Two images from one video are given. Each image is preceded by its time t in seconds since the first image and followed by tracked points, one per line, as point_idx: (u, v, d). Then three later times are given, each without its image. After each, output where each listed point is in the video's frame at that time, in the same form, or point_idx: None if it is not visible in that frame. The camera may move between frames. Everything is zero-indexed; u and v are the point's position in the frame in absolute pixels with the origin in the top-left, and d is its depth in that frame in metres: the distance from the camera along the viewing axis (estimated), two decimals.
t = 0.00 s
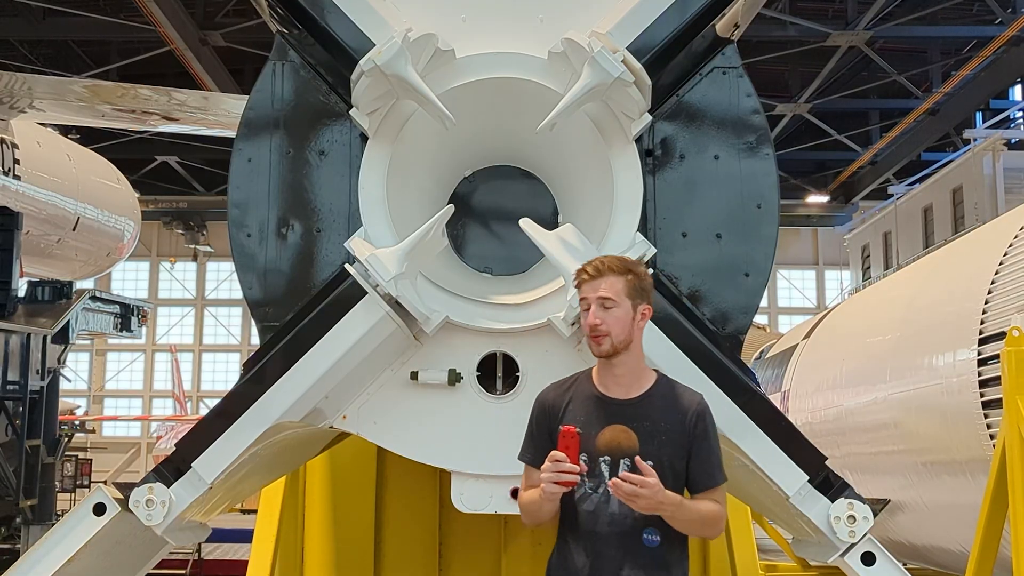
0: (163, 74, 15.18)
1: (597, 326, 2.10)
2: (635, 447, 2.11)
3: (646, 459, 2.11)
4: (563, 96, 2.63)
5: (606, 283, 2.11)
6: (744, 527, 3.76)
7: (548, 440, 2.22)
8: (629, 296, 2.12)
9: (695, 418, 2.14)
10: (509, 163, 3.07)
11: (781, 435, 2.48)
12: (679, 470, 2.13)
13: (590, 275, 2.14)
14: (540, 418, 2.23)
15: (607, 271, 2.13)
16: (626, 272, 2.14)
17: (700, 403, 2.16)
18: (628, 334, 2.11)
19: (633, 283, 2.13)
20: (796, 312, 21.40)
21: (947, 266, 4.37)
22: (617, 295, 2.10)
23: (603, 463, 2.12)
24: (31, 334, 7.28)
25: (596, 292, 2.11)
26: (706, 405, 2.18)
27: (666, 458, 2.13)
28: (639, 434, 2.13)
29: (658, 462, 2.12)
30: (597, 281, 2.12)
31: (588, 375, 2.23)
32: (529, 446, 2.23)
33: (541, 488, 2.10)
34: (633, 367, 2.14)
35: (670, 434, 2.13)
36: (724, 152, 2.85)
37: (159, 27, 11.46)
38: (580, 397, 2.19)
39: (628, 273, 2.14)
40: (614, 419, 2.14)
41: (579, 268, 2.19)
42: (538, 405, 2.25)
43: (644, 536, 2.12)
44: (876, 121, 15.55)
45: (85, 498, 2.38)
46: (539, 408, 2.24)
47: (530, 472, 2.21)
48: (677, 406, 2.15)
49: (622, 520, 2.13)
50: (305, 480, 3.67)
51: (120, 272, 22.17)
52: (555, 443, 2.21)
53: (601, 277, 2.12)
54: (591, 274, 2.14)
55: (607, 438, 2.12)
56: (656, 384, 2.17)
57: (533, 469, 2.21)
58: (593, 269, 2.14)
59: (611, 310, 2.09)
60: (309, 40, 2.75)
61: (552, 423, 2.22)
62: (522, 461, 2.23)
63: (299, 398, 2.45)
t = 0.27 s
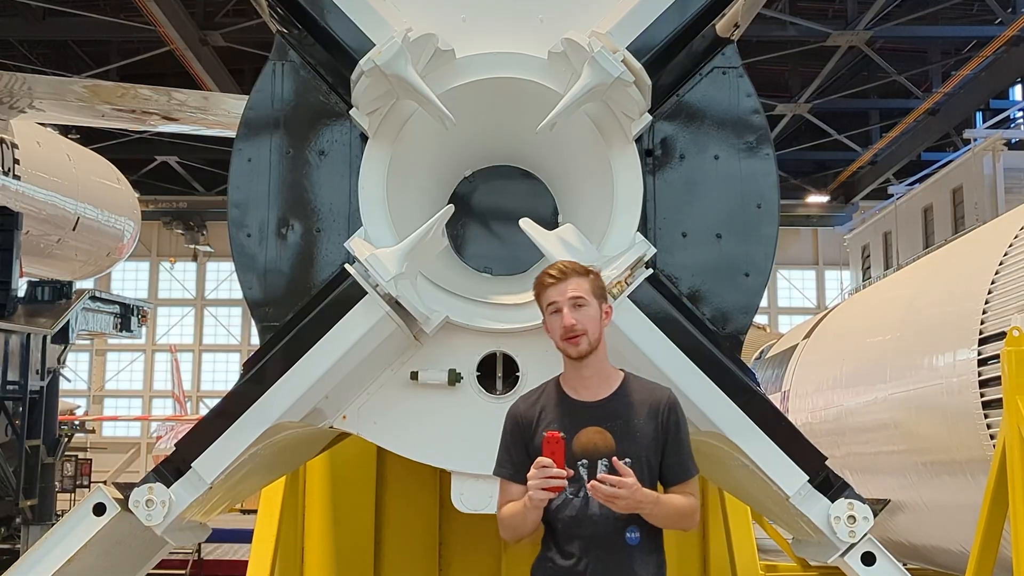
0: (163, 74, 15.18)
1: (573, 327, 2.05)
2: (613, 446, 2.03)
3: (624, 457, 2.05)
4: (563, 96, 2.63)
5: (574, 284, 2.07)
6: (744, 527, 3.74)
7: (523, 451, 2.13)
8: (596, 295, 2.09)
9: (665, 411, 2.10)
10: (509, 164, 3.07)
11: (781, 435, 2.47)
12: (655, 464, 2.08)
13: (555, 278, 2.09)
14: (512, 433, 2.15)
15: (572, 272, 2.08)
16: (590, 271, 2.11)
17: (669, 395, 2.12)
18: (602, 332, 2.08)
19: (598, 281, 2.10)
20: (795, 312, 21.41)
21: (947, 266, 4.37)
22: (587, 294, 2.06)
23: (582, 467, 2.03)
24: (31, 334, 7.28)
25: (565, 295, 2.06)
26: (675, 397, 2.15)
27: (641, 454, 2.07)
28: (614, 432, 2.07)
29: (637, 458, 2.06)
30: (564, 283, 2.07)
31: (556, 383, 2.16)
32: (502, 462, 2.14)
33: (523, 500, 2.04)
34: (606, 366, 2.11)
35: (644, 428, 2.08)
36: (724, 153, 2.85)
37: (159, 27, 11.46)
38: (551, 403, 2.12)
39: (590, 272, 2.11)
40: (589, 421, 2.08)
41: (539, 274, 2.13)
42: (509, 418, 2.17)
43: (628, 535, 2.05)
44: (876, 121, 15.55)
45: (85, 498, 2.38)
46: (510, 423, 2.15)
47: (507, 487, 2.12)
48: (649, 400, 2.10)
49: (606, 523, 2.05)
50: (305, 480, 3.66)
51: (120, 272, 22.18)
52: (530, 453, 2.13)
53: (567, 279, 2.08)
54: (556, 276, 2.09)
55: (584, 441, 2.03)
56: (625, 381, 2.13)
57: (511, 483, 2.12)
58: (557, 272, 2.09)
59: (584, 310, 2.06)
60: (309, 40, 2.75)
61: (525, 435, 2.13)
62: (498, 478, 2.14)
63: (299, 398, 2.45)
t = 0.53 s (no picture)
0: (163, 74, 15.18)
1: (552, 331, 2.05)
2: (605, 445, 2.06)
3: (619, 455, 2.05)
4: (563, 96, 2.63)
5: (550, 287, 2.07)
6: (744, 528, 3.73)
7: (516, 452, 2.13)
8: (575, 295, 2.09)
9: (658, 409, 2.11)
10: (509, 164, 3.07)
11: (781, 435, 2.48)
12: (649, 462, 2.08)
13: (532, 284, 2.10)
14: (505, 435, 2.14)
15: (548, 277, 2.09)
16: (567, 272, 2.11)
17: (661, 393, 2.12)
18: (583, 332, 2.08)
19: (574, 282, 2.10)
20: (795, 312, 21.41)
21: (947, 266, 4.37)
22: (564, 296, 2.06)
23: (575, 466, 2.05)
24: (31, 334, 7.28)
25: (542, 299, 2.07)
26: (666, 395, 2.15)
27: (636, 454, 2.07)
28: (607, 430, 2.07)
29: (630, 456, 2.06)
30: (541, 288, 2.08)
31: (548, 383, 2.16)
32: (495, 463, 2.14)
33: (516, 501, 2.03)
34: (593, 364, 2.10)
35: (638, 427, 2.08)
36: (724, 152, 2.85)
37: (159, 27, 11.46)
38: (544, 403, 2.12)
39: (566, 274, 2.11)
40: (582, 420, 2.08)
41: (518, 282, 2.14)
42: (501, 420, 2.16)
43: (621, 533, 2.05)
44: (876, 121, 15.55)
45: (85, 498, 2.38)
46: (503, 425, 2.15)
47: (500, 490, 2.11)
48: (641, 399, 2.11)
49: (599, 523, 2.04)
50: (305, 479, 3.67)
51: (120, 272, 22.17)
52: (523, 454, 2.12)
53: (544, 283, 2.08)
54: (533, 282, 2.10)
55: (577, 439, 2.06)
56: (616, 381, 2.13)
57: (504, 486, 2.11)
58: (534, 277, 2.10)
59: (562, 313, 2.06)
60: (310, 40, 2.75)
61: (517, 437, 2.13)
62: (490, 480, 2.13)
63: (299, 398, 2.45)
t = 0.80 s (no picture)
0: (163, 74, 15.18)
1: (553, 331, 2.05)
2: (606, 444, 2.05)
3: (619, 454, 2.05)
4: (563, 96, 2.63)
5: (550, 287, 2.08)
6: (744, 528, 3.72)
7: (517, 452, 2.13)
8: (575, 295, 2.09)
9: (659, 410, 2.10)
10: (509, 163, 3.06)
11: (781, 435, 2.47)
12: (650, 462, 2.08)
13: (533, 284, 2.10)
14: (506, 434, 2.14)
15: (548, 277, 2.09)
16: (568, 272, 2.11)
17: (662, 395, 2.12)
18: (584, 331, 2.08)
19: (575, 282, 2.09)
20: (795, 312, 21.41)
21: (947, 267, 4.37)
22: (564, 296, 2.07)
23: (577, 464, 2.05)
24: (31, 334, 7.28)
25: (542, 299, 2.07)
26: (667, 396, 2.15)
27: (637, 454, 2.06)
28: (609, 430, 2.07)
29: (632, 456, 2.06)
30: (541, 289, 2.08)
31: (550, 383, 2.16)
32: (497, 463, 2.14)
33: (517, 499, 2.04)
34: (594, 362, 2.11)
35: (638, 428, 2.07)
36: (724, 152, 2.85)
37: (159, 27, 11.46)
38: (545, 403, 2.12)
39: (567, 274, 2.11)
40: (584, 420, 2.08)
41: (519, 282, 2.14)
42: (503, 420, 2.16)
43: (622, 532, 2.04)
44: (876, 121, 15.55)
45: (85, 498, 2.38)
46: (505, 424, 2.15)
47: (502, 490, 2.11)
48: (642, 399, 2.10)
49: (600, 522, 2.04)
50: (305, 480, 3.66)
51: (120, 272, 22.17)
52: (524, 453, 2.12)
53: (544, 283, 2.08)
54: (534, 281, 2.10)
55: (579, 438, 2.06)
56: (618, 381, 2.13)
57: (505, 486, 2.11)
58: (534, 277, 2.11)
59: (563, 312, 2.06)
60: (309, 40, 2.74)
61: (519, 437, 2.13)
62: (492, 479, 2.13)
63: (299, 398, 2.45)
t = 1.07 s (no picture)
0: (163, 74, 15.19)
1: (559, 326, 2.06)
2: (606, 444, 2.05)
3: (619, 454, 2.05)
4: (563, 96, 2.63)
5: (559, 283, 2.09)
6: (743, 527, 3.73)
7: (518, 450, 2.14)
8: (584, 293, 2.10)
9: (660, 413, 2.10)
10: (509, 164, 3.07)
11: (781, 435, 2.47)
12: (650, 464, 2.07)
13: (543, 279, 2.11)
14: (508, 431, 2.15)
15: (558, 273, 2.10)
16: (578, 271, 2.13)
17: (665, 399, 2.12)
18: (590, 328, 2.09)
19: (585, 280, 2.11)
20: (795, 312, 21.41)
21: (947, 267, 4.37)
22: (573, 293, 2.08)
23: (576, 462, 2.05)
24: (31, 334, 7.28)
25: (550, 294, 2.08)
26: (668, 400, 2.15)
27: (636, 455, 2.06)
28: (609, 431, 2.07)
29: (631, 457, 2.06)
30: (550, 284, 2.09)
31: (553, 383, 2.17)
32: (498, 460, 2.14)
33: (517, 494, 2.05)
34: (598, 361, 2.11)
35: (638, 429, 2.07)
36: (724, 152, 2.85)
37: (159, 27, 11.46)
38: (547, 403, 2.13)
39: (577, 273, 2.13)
40: (585, 419, 2.08)
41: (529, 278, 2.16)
42: (505, 419, 2.18)
43: (620, 532, 2.03)
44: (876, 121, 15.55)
45: (85, 498, 2.38)
46: (508, 422, 2.16)
47: (503, 486, 2.12)
48: (643, 400, 2.10)
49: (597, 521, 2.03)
50: (305, 480, 3.67)
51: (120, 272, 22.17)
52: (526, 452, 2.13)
53: (554, 279, 2.10)
54: (545, 277, 2.11)
55: (578, 437, 2.05)
56: (621, 383, 2.13)
57: (506, 482, 2.11)
58: (545, 273, 2.12)
59: (570, 309, 2.07)
60: (309, 40, 2.75)
61: (521, 435, 2.14)
62: (494, 476, 2.14)
63: (298, 399, 2.45)
